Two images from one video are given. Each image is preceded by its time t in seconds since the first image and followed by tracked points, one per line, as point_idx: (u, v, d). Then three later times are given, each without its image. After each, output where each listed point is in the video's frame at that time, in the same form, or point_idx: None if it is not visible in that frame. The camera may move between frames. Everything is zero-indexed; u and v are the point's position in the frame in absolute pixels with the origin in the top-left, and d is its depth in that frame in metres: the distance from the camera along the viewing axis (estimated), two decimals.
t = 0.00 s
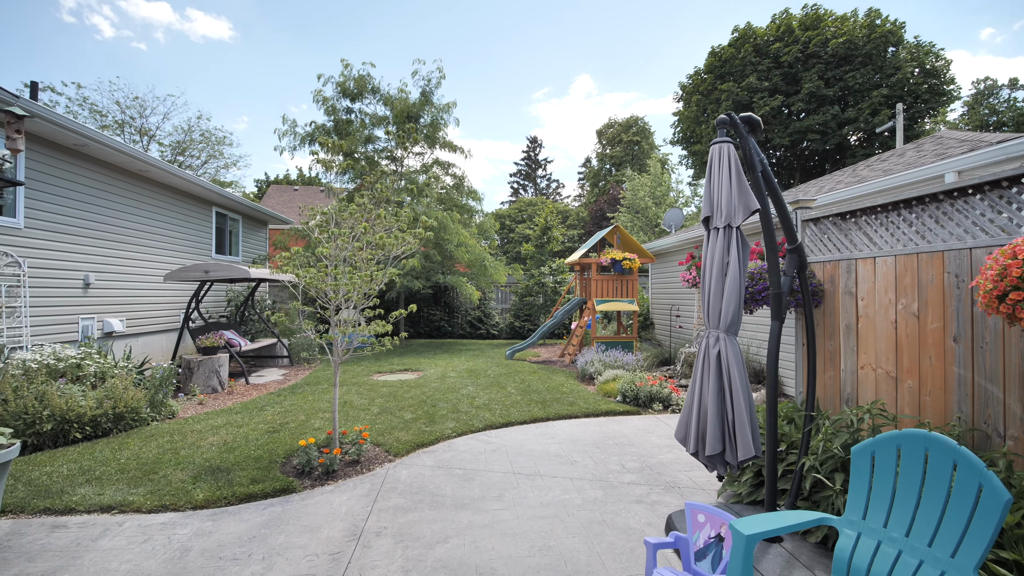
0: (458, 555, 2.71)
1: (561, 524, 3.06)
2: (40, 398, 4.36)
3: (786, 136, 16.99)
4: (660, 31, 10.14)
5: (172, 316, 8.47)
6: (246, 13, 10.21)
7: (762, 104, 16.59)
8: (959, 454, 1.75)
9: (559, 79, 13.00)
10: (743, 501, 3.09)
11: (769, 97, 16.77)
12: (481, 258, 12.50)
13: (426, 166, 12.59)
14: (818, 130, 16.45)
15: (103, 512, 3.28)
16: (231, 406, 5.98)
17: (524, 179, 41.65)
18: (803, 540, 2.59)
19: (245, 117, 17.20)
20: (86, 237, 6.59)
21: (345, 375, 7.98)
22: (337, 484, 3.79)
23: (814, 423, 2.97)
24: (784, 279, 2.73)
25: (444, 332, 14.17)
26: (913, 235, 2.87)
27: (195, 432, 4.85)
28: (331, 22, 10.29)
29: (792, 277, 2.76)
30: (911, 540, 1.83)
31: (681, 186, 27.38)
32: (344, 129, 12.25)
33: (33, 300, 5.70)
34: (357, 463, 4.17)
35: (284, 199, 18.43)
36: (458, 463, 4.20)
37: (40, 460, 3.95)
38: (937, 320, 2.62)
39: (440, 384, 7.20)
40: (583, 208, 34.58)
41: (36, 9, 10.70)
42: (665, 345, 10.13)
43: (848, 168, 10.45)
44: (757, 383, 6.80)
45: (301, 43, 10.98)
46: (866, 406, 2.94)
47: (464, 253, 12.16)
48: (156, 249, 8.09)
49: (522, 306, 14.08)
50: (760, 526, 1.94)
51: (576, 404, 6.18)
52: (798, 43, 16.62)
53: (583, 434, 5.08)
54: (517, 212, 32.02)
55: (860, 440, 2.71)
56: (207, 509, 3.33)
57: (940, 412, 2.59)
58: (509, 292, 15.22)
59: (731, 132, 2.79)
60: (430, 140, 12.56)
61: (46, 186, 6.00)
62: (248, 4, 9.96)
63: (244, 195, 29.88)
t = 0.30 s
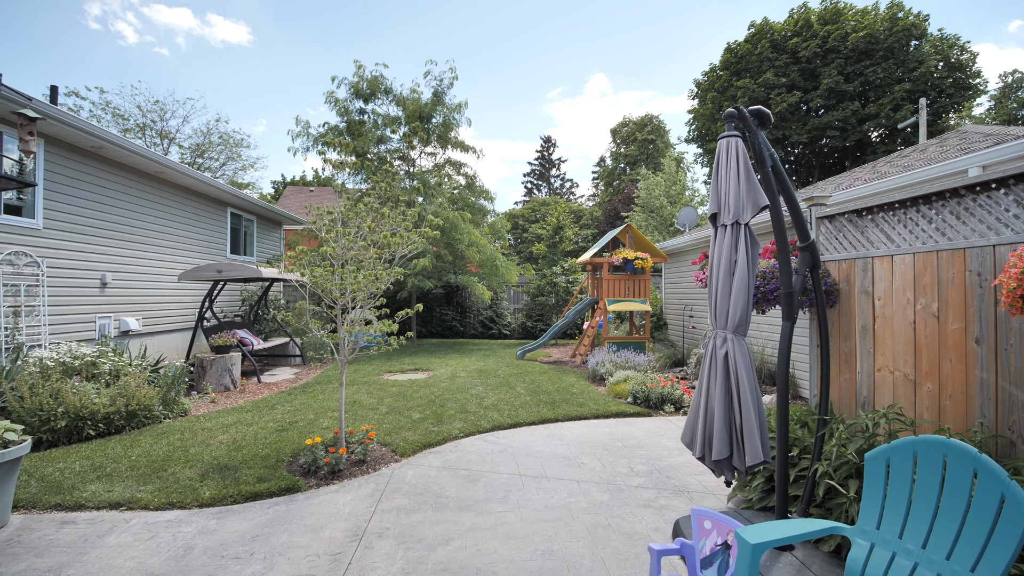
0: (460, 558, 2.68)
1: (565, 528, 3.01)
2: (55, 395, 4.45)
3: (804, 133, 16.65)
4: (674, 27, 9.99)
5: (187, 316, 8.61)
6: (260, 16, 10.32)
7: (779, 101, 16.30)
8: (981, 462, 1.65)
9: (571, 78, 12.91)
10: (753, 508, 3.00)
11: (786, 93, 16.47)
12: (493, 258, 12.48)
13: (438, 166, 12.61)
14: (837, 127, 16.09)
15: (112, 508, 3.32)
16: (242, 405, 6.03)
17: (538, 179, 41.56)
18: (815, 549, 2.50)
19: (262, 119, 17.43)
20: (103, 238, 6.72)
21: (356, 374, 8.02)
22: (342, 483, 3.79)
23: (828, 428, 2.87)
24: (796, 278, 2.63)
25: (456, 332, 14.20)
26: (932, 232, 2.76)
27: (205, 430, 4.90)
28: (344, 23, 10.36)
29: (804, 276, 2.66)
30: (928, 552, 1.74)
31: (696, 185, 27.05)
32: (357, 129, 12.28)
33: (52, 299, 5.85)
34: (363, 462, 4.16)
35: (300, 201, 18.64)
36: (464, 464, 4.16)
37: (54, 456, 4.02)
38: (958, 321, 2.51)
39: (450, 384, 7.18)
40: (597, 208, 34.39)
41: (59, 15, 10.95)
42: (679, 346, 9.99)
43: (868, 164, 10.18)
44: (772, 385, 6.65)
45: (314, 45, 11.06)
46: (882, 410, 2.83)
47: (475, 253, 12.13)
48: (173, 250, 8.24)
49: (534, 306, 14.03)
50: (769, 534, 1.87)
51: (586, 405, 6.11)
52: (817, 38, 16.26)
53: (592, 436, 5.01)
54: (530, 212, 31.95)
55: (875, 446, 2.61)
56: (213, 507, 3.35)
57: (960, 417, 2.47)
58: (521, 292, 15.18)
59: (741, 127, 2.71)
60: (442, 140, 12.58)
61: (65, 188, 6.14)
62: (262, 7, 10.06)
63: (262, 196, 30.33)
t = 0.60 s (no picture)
0: (462, 562, 2.62)
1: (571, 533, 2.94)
2: (66, 393, 4.49)
3: (821, 130, 16.32)
4: (687, 24, 9.82)
5: (200, 315, 8.70)
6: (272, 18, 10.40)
7: (795, 97, 16.00)
8: (1009, 473, 1.55)
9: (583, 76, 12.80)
10: (766, 514, 2.91)
11: (803, 89, 16.17)
12: (503, 257, 12.42)
13: (448, 165, 12.60)
14: (855, 123, 15.74)
15: (118, 506, 3.33)
16: (251, 403, 6.07)
17: (550, 178, 41.45)
18: (831, 559, 2.40)
19: (276, 121, 17.61)
20: (117, 238, 6.81)
21: (365, 373, 8.02)
22: (347, 484, 3.76)
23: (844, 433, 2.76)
24: (810, 276, 2.53)
25: (466, 332, 14.19)
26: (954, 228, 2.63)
27: (214, 429, 4.93)
28: (353, 24, 10.37)
29: (819, 275, 2.55)
30: (951, 567, 1.64)
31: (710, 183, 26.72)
32: (367, 129, 12.31)
33: (66, 298, 5.94)
34: (368, 462, 4.14)
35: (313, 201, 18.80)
36: (470, 465, 4.12)
37: (64, 454, 4.07)
38: (983, 322, 2.39)
39: (458, 384, 7.15)
40: (609, 207, 34.18)
41: (77, 20, 11.15)
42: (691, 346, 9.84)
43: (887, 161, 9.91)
44: (787, 387, 6.49)
45: (325, 45, 11.11)
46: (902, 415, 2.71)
47: (485, 253, 12.07)
48: (186, 249, 8.33)
49: (545, 306, 13.95)
50: (777, 545, 1.78)
51: (595, 406, 6.02)
52: (834, 32, 15.92)
53: (601, 438, 4.92)
54: (542, 211, 31.86)
55: (894, 452, 2.48)
56: (218, 506, 3.34)
57: (985, 423, 2.35)
58: (532, 292, 15.12)
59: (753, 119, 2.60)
60: (453, 140, 12.57)
61: (79, 188, 6.22)
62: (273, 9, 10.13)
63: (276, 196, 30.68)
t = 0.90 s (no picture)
0: (465, 570, 2.54)
1: (579, 539, 2.84)
2: (74, 391, 4.50)
3: (839, 127, 15.97)
4: (700, 21, 9.61)
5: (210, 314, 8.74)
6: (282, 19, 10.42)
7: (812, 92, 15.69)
8: None
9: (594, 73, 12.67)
10: (783, 523, 2.80)
11: (819, 85, 15.83)
12: (513, 256, 12.32)
13: (458, 164, 12.55)
14: (874, 119, 15.37)
15: (121, 506, 3.30)
16: (259, 403, 6.06)
17: (560, 178, 41.29)
18: (854, 573, 2.27)
19: (288, 122, 17.73)
20: (129, 237, 6.85)
21: (373, 373, 7.99)
22: (351, 486, 3.70)
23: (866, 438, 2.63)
24: (831, 274, 2.40)
25: (476, 331, 14.13)
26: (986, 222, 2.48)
27: (220, 428, 4.91)
28: (364, 25, 10.33)
29: (840, 272, 2.41)
30: None
31: (723, 182, 26.36)
32: (377, 129, 12.30)
33: (77, 297, 5.97)
34: (373, 464, 4.08)
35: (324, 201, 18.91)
36: (477, 467, 4.03)
37: (71, 452, 4.06)
38: (1017, 322, 2.25)
39: (467, 384, 7.07)
40: (620, 206, 33.92)
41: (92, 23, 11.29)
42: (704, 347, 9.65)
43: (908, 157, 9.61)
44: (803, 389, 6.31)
45: (335, 44, 11.11)
46: (930, 420, 2.56)
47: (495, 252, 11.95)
48: (198, 249, 8.38)
49: (555, 305, 13.83)
50: (797, 559, 1.67)
51: (605, 407, 5.90)
52: (852, 26, 15.57)
53: (611, 440, 4.81)
54: (552, 211, 31.71)
55: (921, 459, 2.35)
56: (220, 508, 3.30)
57: (1020, 430, 2.21)
58: (542, 291, 15.00)
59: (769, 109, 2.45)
60: (463, 138, 12.53)
61: (91, 188, 6.27)
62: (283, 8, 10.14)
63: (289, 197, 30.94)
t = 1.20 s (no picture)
0: None
1: (590, 553, 2.66)
2: (69, 391, 4.39)
3: (853, 123, 15.64)
4: (711, 17, 9.37)
5: (214, 312, 8.65)
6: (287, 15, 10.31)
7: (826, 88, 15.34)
8: None
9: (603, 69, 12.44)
10: (810, 537, 2.61)
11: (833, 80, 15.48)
12: (521, 254, 12.14)
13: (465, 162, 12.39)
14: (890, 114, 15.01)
15: (111, 512, 3.17)
16: (260, 403, 5.93)
17: (568, 176, 41.10)
18: None
19: (295, 120, 17.67)
20: (131, 233, 6.76)
21: (378, 373, 7.85)
22: (351, 491, 3.54)
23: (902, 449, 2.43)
24: (867, 269, 2.20)
25: (483, 331, 13.97)
26: None
27: (219, 429, 4.78)
28: (367, 25, 10.14)
29: (877, 267, 2.22)
30: None
31: (733, 180, 26.02)
32: (384, 126, 12.17)
33: (77, 295, 5.88)
34: (375, 468, 3.92)
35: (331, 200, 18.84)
36: (482, 473, 3.86)
37: (65, 454, 3.95)
38: None
39: (472, 384, 6.90)
40: (629, 205, 33.63)
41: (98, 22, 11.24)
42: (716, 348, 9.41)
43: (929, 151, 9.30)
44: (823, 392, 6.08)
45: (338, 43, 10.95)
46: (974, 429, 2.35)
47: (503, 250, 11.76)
48: (201, 246, 8.30)
49: (563, 305, 13.63)
50: None
51: (616, 409, 5.71)
52: (867, 20, 15.20)
53: (622, 444, 4.62)
54: (560, 210, 31.54)
55: (967, 473, 2.14)
56: (214, 514, 3.16)
57: None
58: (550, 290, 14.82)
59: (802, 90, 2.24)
60: (469, 135, 12.36)
61: (93, 184, 6.17)
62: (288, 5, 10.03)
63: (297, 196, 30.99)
